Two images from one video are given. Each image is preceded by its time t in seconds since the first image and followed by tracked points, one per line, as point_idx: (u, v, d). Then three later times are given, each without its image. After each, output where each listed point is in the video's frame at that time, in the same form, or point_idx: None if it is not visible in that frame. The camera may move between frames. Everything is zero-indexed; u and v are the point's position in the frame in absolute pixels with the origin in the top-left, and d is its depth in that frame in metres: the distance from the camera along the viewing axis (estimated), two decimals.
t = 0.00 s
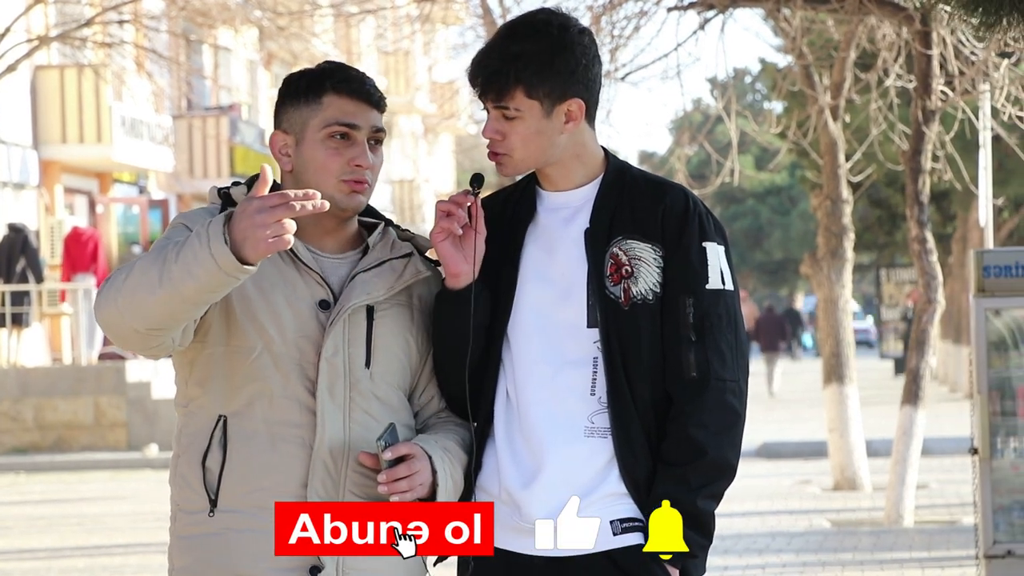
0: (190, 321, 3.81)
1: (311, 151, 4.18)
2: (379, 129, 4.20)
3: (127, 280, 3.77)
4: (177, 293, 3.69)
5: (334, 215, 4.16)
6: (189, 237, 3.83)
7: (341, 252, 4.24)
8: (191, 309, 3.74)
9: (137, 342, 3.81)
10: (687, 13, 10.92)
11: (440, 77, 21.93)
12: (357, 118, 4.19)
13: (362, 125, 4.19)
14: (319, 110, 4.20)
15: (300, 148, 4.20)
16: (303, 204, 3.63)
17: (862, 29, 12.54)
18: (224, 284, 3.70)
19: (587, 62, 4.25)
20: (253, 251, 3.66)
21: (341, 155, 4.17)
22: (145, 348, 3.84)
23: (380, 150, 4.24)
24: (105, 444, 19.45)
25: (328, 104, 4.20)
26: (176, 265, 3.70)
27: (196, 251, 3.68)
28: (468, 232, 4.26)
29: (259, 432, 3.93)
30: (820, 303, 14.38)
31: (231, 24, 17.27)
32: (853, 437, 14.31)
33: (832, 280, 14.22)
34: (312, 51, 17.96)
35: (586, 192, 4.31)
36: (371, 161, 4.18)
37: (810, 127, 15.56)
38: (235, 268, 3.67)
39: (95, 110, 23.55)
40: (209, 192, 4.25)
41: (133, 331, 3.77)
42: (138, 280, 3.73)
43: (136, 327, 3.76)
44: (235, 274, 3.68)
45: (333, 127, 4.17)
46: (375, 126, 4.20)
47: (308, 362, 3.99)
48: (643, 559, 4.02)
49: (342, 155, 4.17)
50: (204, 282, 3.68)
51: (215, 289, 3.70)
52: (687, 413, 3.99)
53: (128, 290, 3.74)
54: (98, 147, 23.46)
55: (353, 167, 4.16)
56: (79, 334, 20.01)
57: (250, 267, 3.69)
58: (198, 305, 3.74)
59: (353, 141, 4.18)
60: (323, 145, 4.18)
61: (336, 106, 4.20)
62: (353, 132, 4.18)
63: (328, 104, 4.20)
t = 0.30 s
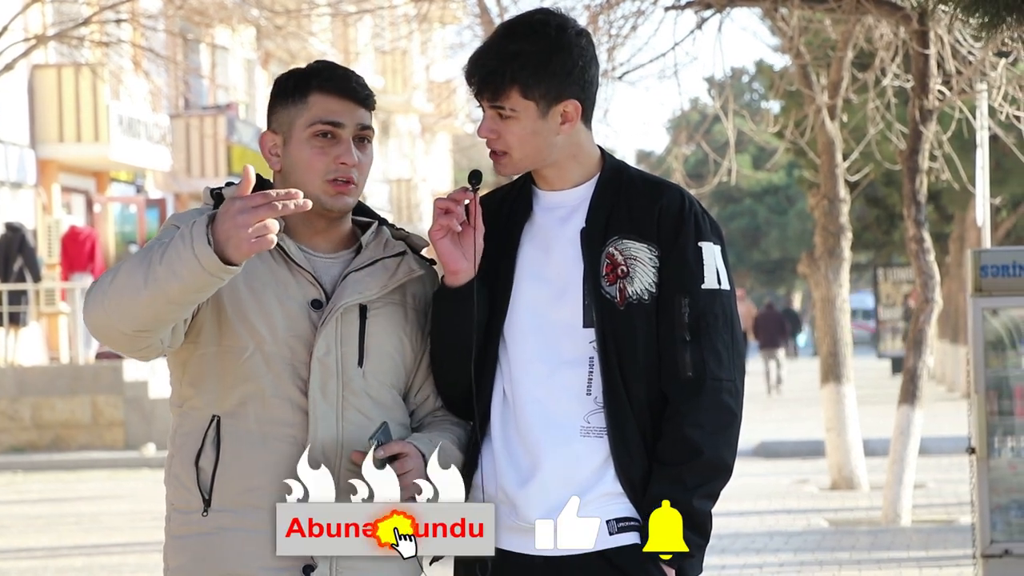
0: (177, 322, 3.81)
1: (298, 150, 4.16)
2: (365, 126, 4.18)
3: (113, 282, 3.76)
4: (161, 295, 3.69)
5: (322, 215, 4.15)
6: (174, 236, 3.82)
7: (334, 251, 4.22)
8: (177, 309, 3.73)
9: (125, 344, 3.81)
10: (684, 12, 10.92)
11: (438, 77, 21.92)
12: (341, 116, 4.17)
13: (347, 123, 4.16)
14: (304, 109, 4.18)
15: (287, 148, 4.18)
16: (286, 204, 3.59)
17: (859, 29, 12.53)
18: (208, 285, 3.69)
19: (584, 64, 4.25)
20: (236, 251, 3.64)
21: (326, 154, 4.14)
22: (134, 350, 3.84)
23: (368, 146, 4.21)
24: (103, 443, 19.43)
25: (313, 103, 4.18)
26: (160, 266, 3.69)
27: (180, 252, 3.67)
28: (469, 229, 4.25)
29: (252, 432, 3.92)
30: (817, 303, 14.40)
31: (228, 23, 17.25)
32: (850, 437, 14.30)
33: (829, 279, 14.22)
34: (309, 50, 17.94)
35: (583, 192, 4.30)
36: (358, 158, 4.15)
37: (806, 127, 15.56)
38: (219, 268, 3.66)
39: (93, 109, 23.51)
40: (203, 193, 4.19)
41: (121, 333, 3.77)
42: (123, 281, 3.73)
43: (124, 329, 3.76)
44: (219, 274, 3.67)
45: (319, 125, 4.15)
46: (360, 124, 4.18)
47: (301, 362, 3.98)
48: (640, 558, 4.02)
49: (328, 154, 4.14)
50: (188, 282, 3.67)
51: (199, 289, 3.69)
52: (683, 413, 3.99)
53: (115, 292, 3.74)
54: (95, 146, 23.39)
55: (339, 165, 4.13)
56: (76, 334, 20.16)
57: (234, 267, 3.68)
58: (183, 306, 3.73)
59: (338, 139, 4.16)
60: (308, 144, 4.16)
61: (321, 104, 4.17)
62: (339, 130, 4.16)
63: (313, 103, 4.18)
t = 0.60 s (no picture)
0: (174, 310, 3.78)
1: (283, 140, 4.16)
2: (349, 110, 4.16)
3: (110, 269, 3.73)
4: (158, 280, 3.65)
5: (308, 204, 4.12)
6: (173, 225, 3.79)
7: (332, 250, 4.21)
8: (174, 297, 3.70)
9: (120, 330, 3.77)
10: (684, 11, 10.91)
11: (437, 76, 21.92)
12: (324, 101, 4.16)
13: (328, 107, 4.15)
14: (293, 100, 4.19)
15: (276, 139, 4.18)
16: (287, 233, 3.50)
17: (859, 27, 12.53)
18: (204, 274, 3.64)
19: (583, 64, 4.24)
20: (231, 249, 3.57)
21: (308, 139, 4.12)
22: (129, 338, 3.81)
23: (356, 136, 4.17)
24: (103, 442, 19.43)
25: (301, 93, 4.19)
26: (158, 252, 3.65)
27: (179, 239, 3.63)
28: (468, 228, 4.24)
29: (250, 432, 3.92)
30: (816, 301, 14.41)
31: (227, 22, 17.24)
32: (850, 435, 14.31)
33: (828, 278, 14.23)
34: (309, 49, 17.94)
35: (582, 191, 4.30)
36: (338, 143, 4.12)
37: (806, 125, 15.56)
38: (217, 259, 3.61)
39: (92, 108, 23.50)
40: (203, 188, 4.28)
41: (116, 319, 3.74)
42: (120, 268, 3.70)
43: (119, 316, 3.73)
44: (216, 266, 3.63)
45: (303, 113, 4.15)
46: (344, 109, 4.16)
47: (299, 361, 3.98)
48: (639, 559, 4.03)
49: (309, 139, 4.12)
50: (185, 270, 3.63)
51: (196, 278, 3.65)
52: (683, 413, 3.99)
53: (111, 278, 3.70)
54: (95, 146, 23.40)
55: (319, 149, 4.10)
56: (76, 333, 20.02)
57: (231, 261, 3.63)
58: (180, 294, 3.70)
59: (321, 125, 4.15)
60: (293, 132, 4.14)
61: (308, 93, 4.18)
62: (320, 115, 4.15)
63: (300, 93, 4.19)
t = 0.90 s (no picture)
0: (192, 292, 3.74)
1: (294, 143, 4.15)
2: (362, 121, 4.14)
3: (126, 254, 3.71)
4: (177, 254, 3.62)
5: (317, 211, 4.13)
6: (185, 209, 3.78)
7: (341, 248, 4.21)
8: (192, 273, 3.66)
9: (138, 316, 3.72)
10: (688, 10, 10.90)
11: (441, 75, 21.93)
12: (337, 108, 4.14)
13: (340, 116, 4.13)
14: (307, 102, 4.18)
15: (287, 140, 4.18)
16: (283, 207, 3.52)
17: (863, 25, 12.52)
18: (223, 243, 3.62)
19: (587, 61, 4.24)
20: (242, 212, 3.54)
21: (318, 145, 4.12)
22: (147, 325, 3.75)
23: (366, 145, 4.16)
24: (107, 441, 19.43)
25: (315, 96, 4.17)
26: (175, 226, 3.64)
27: (195, 210, 3.62)
28: (471, 226, 4.19)
29: (255, 428, 3.92)
30: (821, 300, 14.39)
31: (232, 21, 17.27)
32: (855, 434, 14.29)
33: (833, 276, 14.22)
34: (313, 47, 17.94)
35: (588, 190, 4.30)
36: (348, 152, 4.12)
37: (810, 124, 15.55)
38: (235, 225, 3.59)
39: (97, 106, 23.50)
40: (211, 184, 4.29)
41: (133, 303, 3.69)
42: (137, 249, 3.67)
43: (137, 298, 3.68)
44: (234, 233, 3.60)
45: (316, 117, 4.14)
46: (355, 118, 4.14)
47: (305, 358, 3.98)
48: (642, 560, 4.03)
49: (319, 146, 4.11)
50: (203, 239, 3.60)
51: (214, 248, 3.62)
52: (686, 413, 3.99)
53: (128, 260, 3.68)
54: (99, 144, 23.39)
55: (328, 157, 4.10)
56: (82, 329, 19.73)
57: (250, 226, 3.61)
58: (198, 268, 3.66)
59: (332, 132, 4.13)
60: (305, 136, 4.13)
61: (322, 97, 4.17)
62: (332, 123, 4.13)
63: (314, 97, 4.17)
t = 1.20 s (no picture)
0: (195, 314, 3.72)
1: (314, 143, 4.13)
2: (383, 130, 4.12)
3: (129, 275, 3.71)
4: (179, 276, 3.61)
5: (330, 212, 4.12)
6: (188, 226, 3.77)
7: (346, 247, 4.20)
8: (194, 294, 3.65)
9: (141, 336, 3.71)
10: (689, 9, 10.89)
11: (442, 73, 21.91)
12: (360, 114, 4.12)
13: (365, 123, 4.11)
14: (332, 103, 4.16)
15: (306, 138, 4.16)
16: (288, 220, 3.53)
17: (864, 24, 12.51)
18: (225, 263, 3.60)
19: (588, 60, 4.23)
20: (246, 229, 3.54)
21: (337, 150, 4.10)
22: (150, 345, 3.74)
23: (385, 155, 4.14)
24: (108, 439, 19.41)
25: (342, 98, 4.15)
26: (177, 246, 3.63)
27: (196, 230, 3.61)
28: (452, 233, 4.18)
29: (259, 427, 3.92)
30: (822, 299, 14.37)
31: (232, 19, 17.27)
32: (856, 433, 14.26)
33: (834, 275, 14.21)
34: (315, 46, 17.94)
35: (589, 189, 4.30)
36: (366, 160, 4.10)
37: (811, 122, 15.54)
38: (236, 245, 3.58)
39: (97, 104, 23.51)
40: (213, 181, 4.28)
41: (136, 324, 3.68)
42: (141, 271, 3.67)
43: (140, 320, 3.67)
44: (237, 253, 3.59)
45: (338, 120, 4.11)
46: (378, 128, 4.12)
47: (309, 357, 3.97)
48: (644, 559, 4.03)
49: (338, 150, 4.09)
50: (204, 260, 3.59)
51: (216, 269, 3.61)
52: (688, 411, 3.99)
53: (132, 283, 3.68)
54: (100, 143, 23.41)
55: (346, 162, 4.09)
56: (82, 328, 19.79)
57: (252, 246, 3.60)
58: (200, 290, 3.65)
59: (354, 138, 4.11)
60: (325, 137, 4.11)
61: (347, 100, 4.15)
62: (356, 128, 4.11)
63: (340, 98, 4.15)
